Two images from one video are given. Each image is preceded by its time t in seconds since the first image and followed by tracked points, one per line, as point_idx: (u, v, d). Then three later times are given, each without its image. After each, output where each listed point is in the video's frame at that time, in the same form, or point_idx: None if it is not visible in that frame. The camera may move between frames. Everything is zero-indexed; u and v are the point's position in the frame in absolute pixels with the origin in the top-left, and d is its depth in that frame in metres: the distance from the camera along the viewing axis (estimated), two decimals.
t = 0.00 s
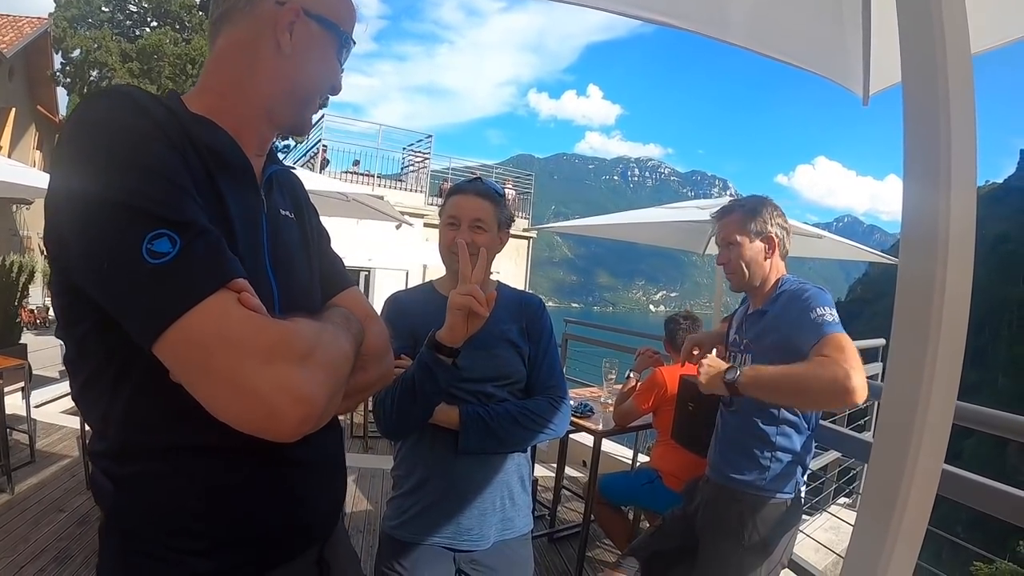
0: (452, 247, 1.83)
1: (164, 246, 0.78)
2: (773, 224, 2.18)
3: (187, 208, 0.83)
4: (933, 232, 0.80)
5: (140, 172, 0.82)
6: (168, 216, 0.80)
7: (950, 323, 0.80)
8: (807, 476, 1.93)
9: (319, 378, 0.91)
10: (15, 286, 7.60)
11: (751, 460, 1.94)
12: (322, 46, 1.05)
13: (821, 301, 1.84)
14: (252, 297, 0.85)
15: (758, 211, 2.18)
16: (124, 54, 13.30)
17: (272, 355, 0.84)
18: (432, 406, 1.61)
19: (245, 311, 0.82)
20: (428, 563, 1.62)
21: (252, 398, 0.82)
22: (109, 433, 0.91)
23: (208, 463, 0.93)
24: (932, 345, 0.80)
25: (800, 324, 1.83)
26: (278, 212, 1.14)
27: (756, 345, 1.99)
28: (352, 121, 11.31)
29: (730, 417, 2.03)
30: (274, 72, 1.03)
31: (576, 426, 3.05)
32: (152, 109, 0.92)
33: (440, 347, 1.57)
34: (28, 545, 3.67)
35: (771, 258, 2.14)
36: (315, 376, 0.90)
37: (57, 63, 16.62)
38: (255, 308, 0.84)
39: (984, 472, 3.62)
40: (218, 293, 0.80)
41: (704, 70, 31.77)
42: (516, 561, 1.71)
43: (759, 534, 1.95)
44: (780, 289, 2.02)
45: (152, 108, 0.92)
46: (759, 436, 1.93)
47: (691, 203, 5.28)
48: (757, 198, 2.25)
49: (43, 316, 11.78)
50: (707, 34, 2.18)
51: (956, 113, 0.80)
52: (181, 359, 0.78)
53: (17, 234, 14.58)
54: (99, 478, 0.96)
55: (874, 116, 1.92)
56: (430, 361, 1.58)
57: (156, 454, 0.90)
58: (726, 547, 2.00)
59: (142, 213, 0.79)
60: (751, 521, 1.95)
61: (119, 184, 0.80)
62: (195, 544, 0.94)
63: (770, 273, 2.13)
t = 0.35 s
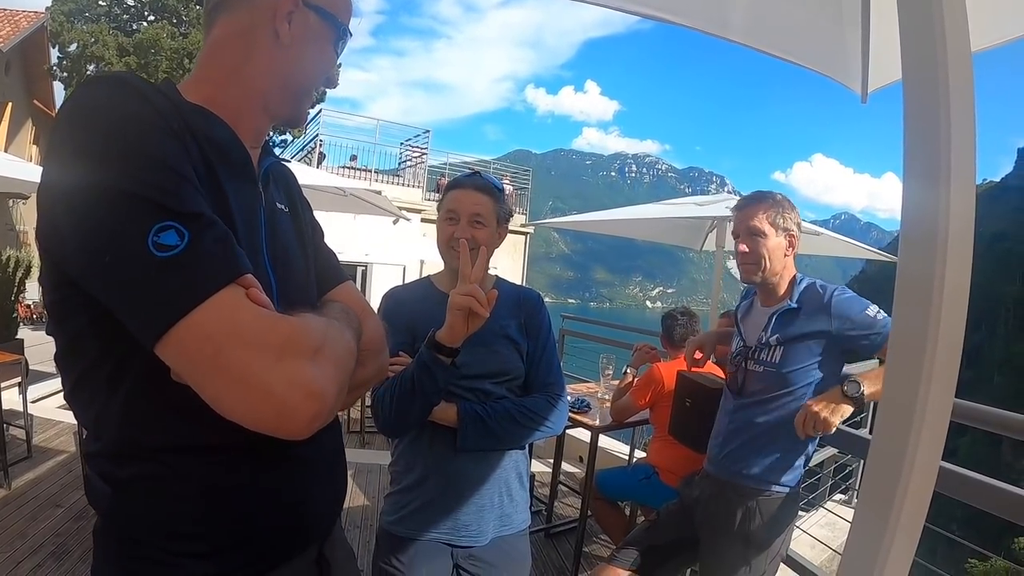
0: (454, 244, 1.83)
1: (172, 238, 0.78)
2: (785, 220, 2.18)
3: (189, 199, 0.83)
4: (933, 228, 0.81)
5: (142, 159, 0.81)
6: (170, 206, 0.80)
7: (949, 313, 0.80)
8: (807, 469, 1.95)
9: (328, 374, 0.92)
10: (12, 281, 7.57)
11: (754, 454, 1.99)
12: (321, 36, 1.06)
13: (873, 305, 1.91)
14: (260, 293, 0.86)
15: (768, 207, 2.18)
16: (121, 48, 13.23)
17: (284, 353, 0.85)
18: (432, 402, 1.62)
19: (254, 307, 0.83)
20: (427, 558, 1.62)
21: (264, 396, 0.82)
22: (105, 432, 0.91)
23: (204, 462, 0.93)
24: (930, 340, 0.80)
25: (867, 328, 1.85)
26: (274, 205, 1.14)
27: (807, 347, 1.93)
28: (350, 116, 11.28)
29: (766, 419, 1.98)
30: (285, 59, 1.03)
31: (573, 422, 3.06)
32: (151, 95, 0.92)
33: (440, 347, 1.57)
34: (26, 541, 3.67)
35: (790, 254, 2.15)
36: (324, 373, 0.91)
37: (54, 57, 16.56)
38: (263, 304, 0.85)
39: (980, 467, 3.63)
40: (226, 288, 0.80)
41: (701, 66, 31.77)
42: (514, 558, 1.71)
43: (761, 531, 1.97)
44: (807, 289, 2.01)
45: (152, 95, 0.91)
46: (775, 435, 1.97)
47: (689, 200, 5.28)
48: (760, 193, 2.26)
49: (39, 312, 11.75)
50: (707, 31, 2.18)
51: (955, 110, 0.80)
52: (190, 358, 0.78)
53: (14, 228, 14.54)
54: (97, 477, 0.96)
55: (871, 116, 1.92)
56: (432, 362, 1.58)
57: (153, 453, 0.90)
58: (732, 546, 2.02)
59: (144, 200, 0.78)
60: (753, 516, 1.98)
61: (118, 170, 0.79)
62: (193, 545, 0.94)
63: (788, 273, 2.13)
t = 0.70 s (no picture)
0: (455, 241, 1.82)
1: (158, 235, 0.75)
2: (814, 222, 2.20)
3: (181, 195, 0.81)
4: (932, 224, 0.81)
5: (137, 156, 0.79)
6: (157, 202, 0.77)
7: (948, 311, 0.80)
8: (805, 469, 1.97)
9: (322, 373, 0.87)
10: (9, 276, 7.55)
11: (753, 455, 2.00)
12: (318, 25, 1.05)
13: (880, 312, 1.91)
14: (249, 289, 0.82)
15: (797, 207, 2.19)
16: (119, 43, 13.18)
17: (274, 351, 0.81)
18: (431, 402, 1.61)
19: (242, 303, 0.79)
20: (425, 556, 1.62)
21: (252, 395, 0.79)
22: (102, 434, 0.90)
23: (202, 464, 0.93)
24: (929, 337, 0.80)
25: (870, 333, 1.86)
26: (272, 198, 1.13)
27: (809, 350, 1.94)
28: (350, 112, 11.28)
29: (766, 421, 1.99)
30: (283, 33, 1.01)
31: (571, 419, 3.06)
32: (144, 92, 0.91)
33: (447, 346, 1.59)
34: (24, 537, 3.66)
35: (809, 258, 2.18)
36: (318, 370, 0.86)
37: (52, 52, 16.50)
38: (253, 302, 0.82)
39: (975, 464, 3.65)
40: (215, 286, 0.77)
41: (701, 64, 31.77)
42: (512, 555, 1.71)
43: (761, 531, 1.97)
44: (814, 291, 2.02)
45: (144, 91, 0.91)
46: (771, 438, 1.97)
47: (688, 197, 5.29)
48: (784, 190, 2.27)
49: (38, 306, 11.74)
50: (707, 29, 2.17)
51: (953, 109, 0.80)
52: (181, 358, 0.75)
53: (11, 224, 14.50)
54: (95, 479, 0.95)
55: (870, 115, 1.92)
56: (436, 360, 1.59)
57: (149, 455, 0.89)
58: (732, 548, 2.02)
59: (129, 196, 0.76)
60: (753, 516, 1.98)
61: (110, 164, 0.77)
62: (189, 547, 0.93)
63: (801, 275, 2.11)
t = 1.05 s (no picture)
0: (456, 242, 1.81)
1: (129, 238, 0.75)
2: (815, 226, 2.20)
3: (164, 201, 0.82)
4: (929, 227, 0.81)
5: (125, 167, 0.81)
6: (136, 206, 0.77)
7: (945, 315, 0.80)
8: (805, 471, 1.98)
9: (291, 379, 0.83)
10: (9, 274, 7.54)
11: (752, 458, 2.01)
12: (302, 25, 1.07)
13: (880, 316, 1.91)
14: (221, 292, 0.81)
15: (797, 211, 2.19)
16: (120, 42, 13.17)
17: (239, 354, 0.79)
18: (430, 403, 1.62)
19: (209, 306, 0.78)
20: (424, 556, 1.63)
21: (214, 398, 0.77)
22: (96, 431, 0.90)
23: (198, 463, 0.93)
24: (925, 340, 0.81)
25: (870, 337, 1.86)
26: (271, 200, 1.12)
27: (808, 354, 1.95)
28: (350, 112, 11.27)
29: (765, 423, 1.99)
30: (205, 21, 1.02)
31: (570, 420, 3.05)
32: (133, 99, 0.93)
33: (461, 352, 1.60)
34: (23, 534, 3.66)
35: (810, 262, 2.18)
36: (286, 375, 0.83)
37: (51, 50, 16.46)
38: (223, 305, 0.80)
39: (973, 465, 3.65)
40: (182, 287, 0.76)
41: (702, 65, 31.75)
42: (511, 555, 1.72)
43: (762, 533, 1.98)
44: (814, 294, 2.03)
45: (132, 99, 0.92)
46: (772, 440, 1.98)
47: (688, 198, 5.29)
48: (785, 195, 2.28)
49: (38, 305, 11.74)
50: (706, 30, 2.18)
51: (953, 109, 0.80)
52: (149, 359, 0.75)
53: (10, 221, 14.49)
54: (89, 477, 0.95)
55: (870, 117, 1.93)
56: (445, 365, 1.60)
57: (144, 454, 0.89)
58: (733, 550, 2.02)
59: (113, 202, 0.77)
60: (754, 518, 1.99)
61: (100, 170, 0.79)
62: (183, 546, 0.93)
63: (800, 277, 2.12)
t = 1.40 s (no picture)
0: (460, 245, 1.82)
1: (100, 246, 0.79)
2: (816, 229, 2.19)
3: (143, 212, 0.85)
4: (938, 232, 0.81)
5: (112, 182, 0.85)
6: (110, 216, 0.81)
7: (954, 319, 0.80)
8: (809, 475, 1.97)
9: (255, 382, 0.82)
10: (11, 276, 7.54)
11: (754, 462, 2.01)
12: (283, 30, 1.10)
13: (882, 318, 1.90)
14: (190, 297, 0.83)
15: (798, 213, 2.18)
16: (123, 44, 13.20)
17: (199, 357, 0.79)
18: (432, 407, 1.63)
19: (171, 310, 0.80)
20: (427, 560, 1.62)
21: (173, 401, 0.78)
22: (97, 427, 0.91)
23: (198, 463, 0.94)
24: (935, 347, 0.81)
25: (873, 339, 1.85)
26: (277, 202, 1.11)
27: (811, 357, 1.94)
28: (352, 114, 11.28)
29: (768, 427, 1.99)
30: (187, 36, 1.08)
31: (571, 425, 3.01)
32: (123, 118, 0.96)
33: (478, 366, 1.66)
34: (25, 536, 3.66)
35: (812, 264, 2.18)
36: (249, 379, 0.82)
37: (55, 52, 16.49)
38: (190, 308, 0.82)
39: (978, 470, 3.63)
40: (148, 291, 0.79)
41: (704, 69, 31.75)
42: (514, 558, 1.71)
43: (766, 536, 1.99)
44: (815, 297, 2.02)
45: (120, 116, 0.96)
46: (775, 444, 1.97)
47: (692, 201, 5.28)
48: (785, 197, 2.27)
49: (40, 307, 11.74)
50: (708, 33, 2.18)
51: (961, 110, 0.80)
52: (119, 361, 0.79)
53: (13, 224, 14.49)
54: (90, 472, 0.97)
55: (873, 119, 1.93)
56: (460, 374, 1.64)
57: (143, 450, 0.90)
58: (738, 553, 2.03)
59: (87, 213, 0.81)
60: (759, 521, 1.99)
61: (83, 185, 0.83)
62: (180, 543, 0.94)
63: (804, 280, 2.12)
